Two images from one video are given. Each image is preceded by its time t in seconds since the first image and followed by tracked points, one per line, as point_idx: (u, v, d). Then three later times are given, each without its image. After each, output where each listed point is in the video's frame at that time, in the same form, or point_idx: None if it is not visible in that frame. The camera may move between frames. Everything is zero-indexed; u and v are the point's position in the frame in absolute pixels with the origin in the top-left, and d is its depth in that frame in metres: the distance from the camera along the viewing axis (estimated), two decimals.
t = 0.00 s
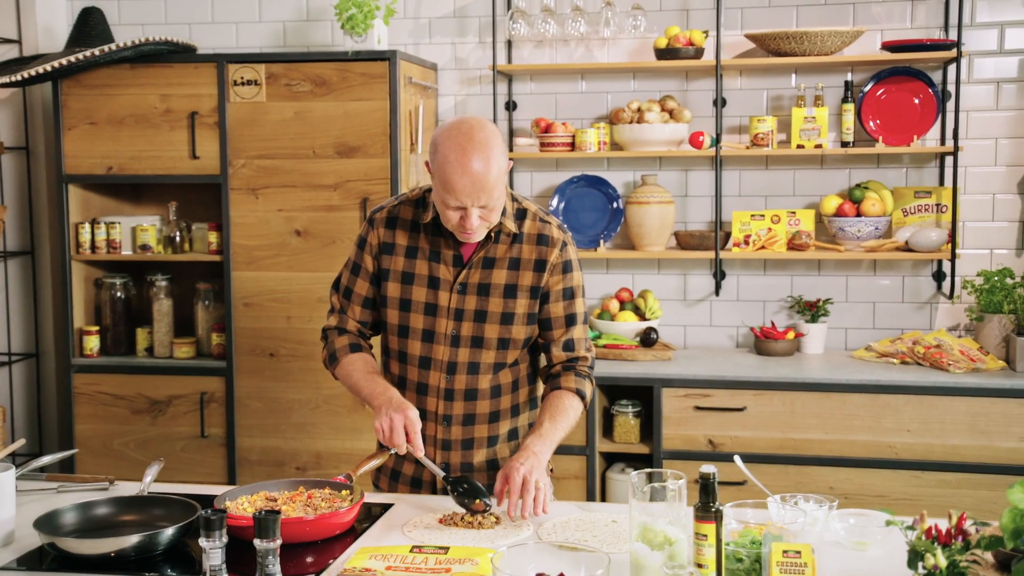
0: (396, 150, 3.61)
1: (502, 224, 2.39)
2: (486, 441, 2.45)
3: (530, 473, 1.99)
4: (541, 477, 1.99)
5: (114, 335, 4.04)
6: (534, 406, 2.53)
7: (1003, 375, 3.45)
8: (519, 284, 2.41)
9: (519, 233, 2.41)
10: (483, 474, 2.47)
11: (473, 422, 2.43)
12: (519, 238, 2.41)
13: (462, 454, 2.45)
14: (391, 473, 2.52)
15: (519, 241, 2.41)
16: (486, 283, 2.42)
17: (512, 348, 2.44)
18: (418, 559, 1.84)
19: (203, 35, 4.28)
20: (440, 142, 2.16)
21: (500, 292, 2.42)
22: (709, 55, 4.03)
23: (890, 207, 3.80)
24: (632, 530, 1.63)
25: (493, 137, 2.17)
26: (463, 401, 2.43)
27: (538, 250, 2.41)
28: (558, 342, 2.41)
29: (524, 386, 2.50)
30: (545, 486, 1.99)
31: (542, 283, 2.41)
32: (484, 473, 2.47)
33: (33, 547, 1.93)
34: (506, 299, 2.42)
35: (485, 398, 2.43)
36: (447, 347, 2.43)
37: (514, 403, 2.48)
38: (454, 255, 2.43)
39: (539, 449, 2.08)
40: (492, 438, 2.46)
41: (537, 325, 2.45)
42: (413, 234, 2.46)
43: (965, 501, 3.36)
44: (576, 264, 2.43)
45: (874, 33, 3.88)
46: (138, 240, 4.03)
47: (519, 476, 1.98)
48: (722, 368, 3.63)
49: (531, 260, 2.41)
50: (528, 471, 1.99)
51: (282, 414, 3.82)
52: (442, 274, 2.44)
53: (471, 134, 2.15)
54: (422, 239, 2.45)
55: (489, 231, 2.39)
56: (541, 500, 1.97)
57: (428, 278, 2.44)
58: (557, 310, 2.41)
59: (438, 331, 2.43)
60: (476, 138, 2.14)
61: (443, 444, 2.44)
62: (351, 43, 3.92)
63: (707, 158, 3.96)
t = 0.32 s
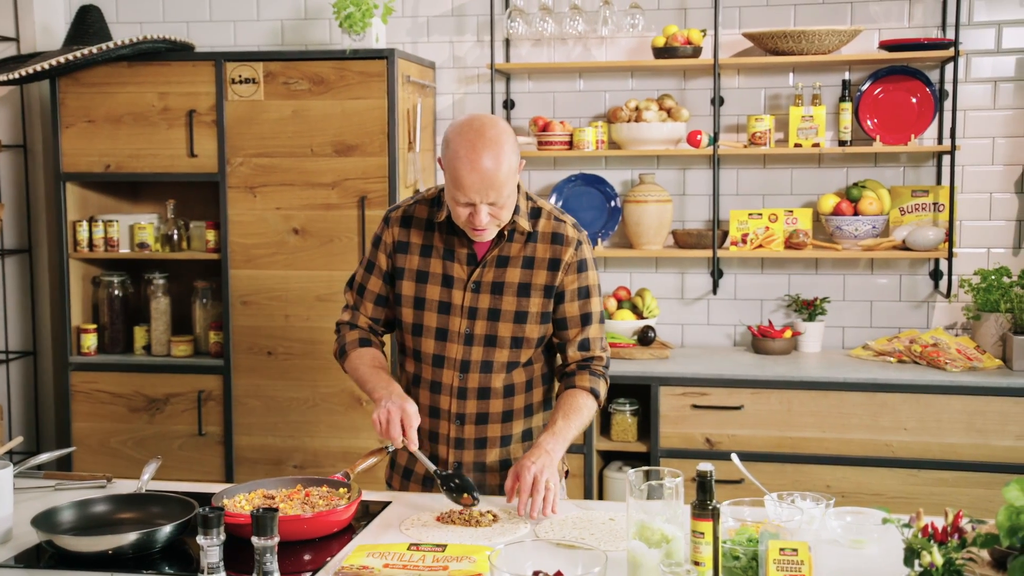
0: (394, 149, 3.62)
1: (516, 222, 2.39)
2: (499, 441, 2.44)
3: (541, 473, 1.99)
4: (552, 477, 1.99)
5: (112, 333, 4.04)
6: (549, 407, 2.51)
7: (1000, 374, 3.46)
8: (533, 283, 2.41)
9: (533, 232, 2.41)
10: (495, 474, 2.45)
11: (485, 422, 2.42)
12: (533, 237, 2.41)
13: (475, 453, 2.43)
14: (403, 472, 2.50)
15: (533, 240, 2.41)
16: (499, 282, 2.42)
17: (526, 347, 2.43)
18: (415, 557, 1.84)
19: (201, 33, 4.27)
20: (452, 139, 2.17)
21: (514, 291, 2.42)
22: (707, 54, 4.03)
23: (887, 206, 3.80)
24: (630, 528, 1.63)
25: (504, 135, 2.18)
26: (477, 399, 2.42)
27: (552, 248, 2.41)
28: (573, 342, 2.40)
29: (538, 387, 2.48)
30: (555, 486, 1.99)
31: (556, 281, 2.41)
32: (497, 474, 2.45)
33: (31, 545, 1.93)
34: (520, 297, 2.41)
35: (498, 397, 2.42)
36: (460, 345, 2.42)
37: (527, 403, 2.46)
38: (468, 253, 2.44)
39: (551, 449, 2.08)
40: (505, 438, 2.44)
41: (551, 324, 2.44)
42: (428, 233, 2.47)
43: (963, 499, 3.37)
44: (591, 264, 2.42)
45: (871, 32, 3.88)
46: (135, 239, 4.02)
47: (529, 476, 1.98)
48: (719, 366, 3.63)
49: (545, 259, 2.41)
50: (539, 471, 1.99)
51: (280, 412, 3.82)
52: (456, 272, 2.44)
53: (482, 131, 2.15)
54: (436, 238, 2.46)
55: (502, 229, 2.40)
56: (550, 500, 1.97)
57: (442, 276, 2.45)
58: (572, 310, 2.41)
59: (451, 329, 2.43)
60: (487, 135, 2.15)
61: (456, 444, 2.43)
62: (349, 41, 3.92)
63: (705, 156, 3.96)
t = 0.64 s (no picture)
0: (383, 145, 3.61)
1: (514, 218, 2.39)
2: (501, 438, 2.43)
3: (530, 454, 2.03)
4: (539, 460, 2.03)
5: (100, 330, 4.03)
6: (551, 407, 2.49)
7: (986, 371, 3.48)
8: (533, 278, 2.40)
9: (532, 227, 2.41)
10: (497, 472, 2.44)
11: (487, 419, 2.41)
12: (533, 232, 2.41)
13: (476, 450, 2.43)
14: (403, 471, 2.49)
15: (533, 235, 2.41)
16: (499, 277, 2.41)
17: (527, 343, 2.41)
18: (404, 553, 1.84)
19: (190, 29, 4.26)
20: (437, 129, 2.19)
21: (514, 286, 2.41)
22: (695, 51, 4.04)
23: (875, 203, 3.82)
24: (618, 525, 1.63)
25: (488, 129, 2.17)
26: (477, 396, 2.41)
27: (552, 243, 2.40)
28: (578, 337, 2.41)
29: (541, 385, 2.46)
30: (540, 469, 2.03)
31: (556, 277, 2.40)
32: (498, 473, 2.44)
33: (17, 542, 1.93)
34: (520, 293, 2.40)
35: (499, 394, 2.41)
36: (461, 341, 2.42)
37: (529, 402, 2.44)
38: (467, 249, 2.44)
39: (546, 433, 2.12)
40: (507, 437, 2.43)
41: (552, 320, 2.43)
42: (427, 231, 2.47)
43: (949, 496, 3.38)
44: (593, 258, 2.42)
45: (860, 31, 3.90)
46: (123, 235, 4.01)
47: (518, 455, 2.02)
48: (707, 363, 3.64)
49: (545, 255, 2.40)
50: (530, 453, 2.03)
51: (269, 409, 3.82)
52: (456, 269, 2.44)
53: (465, 124, 2.16)
54: (435, 235, 2.46)
55: (501, 225, 2.40)
56: (535, 481, 2.02)
57: (441, 273, 2.45)
58: (576, 306, 2.41)
59: (451, 326, 2.43)
60: (468, 127, 2.15)
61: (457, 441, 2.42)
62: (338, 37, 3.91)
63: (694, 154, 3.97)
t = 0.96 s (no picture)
0: (371, 141, 3.60)
1: (489, 204, 2.40)
2: (490, 428, 2.41)
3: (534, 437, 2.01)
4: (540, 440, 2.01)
5: (86, 327, 4.02)
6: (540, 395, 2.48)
7: (972, 367, 3.50)
8: (514, 263, 2.41)
9: (508, 213, 2.42)
10: (488, 464, 2.41)
11: (475, 410, 2.40)
12: (511, 217, 2.42)
13: (466, 443, 2.40)
14: (392, 471, 2.45)
15: (511, 221, 2.42)
16: (480, 266, 2.41)
17: (513, 329, 2.41)
18: (391, 550, 1.84)
19: (176, 25, 4.24)
20: (412, 114, 2.19)
21: (496, 273, 2.41)
22: (683, 48, 4.04)
23: (862, 200, 3.83)
24: (605, 521, 1.64)
25: (464, 107, 2.19)
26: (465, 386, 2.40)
27: (532, 227, 2.42)
28: (570, 316, 2.44)
29: (529, 373, 2.45)
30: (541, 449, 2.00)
31: (537, 260, 2.41)
32: (488, 464, 2.41)
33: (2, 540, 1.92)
34: (502, 279, 2.41)
35: (487, 383, 2.40)
36: (446, 333, 2.41)
37: (517, 391, 2.43)
38: (445, 241, 2.43)
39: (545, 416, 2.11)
40: (496, 426, 2.41)
41: (536, 304, 2.44)
42: (404, 229, 2.45)
43: (934, 491, 3.40)
44: (573, 238, 2.45)
45: (846, 28, 3.91)
46: (109, 232, 3.99)
47: (521, 437, 2.00)
48: (695, 360, 3.65)
49: (524, 239, 2.41)
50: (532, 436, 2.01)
51: (256, 406, 3.81)
52: (436, 262, 2.43)
53: (440, 105, 2.16)
54: (412, 232, 2.45)
55: (476, 212, 2.41)
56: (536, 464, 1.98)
57: (421, 268, 2.43)
58: (565, 285, 2.43)
59: (435, 319, 2.42)
60: (445, 106, 2.16)
61: (446, 435, 2.41)
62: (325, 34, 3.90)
63: (681, 151, 3.97)
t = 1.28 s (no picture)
0: (368, 141, 3.60)
1: (468, 195, 2.39)
2: (486, 419, 2.39)
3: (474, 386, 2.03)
4: (477, 396, 2.02)
5: (82, 326, 4.01)
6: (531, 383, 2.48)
7: (968, 369, 3.50)
8: (497, 251, 2.40)
9: (487, 203, 2.41)
10: (487, 455, 2.40)
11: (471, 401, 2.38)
12: (489, 207, 2.41)
13: (464, 435, 2.38)
14: (391, 471, 2.41)
15: (490, 211, 2.41)
16: (464, 256, 2.40)
17: (501, 317, 2.41)
18: (387, 550, 1.84)
19: (173, 23, 4.24)
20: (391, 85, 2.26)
21: (480, 261, 2.40)
22: (680, 49, 4.04)
23: (858, 202, 3.84)
24: (601, 521, 1.63)
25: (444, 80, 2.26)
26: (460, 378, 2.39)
27: (511, 216, 2.40)
28: (545, 305, 2.42)
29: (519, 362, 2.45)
30: (471, 402, 2.02)
31: (519, 247, 2.40)
32: (487, 455, 2.40)
33: None
34: (487, 267, 2.40)
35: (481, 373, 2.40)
36: (436, 326, 2.40)
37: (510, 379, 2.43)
38: (427, 234, 2.42)
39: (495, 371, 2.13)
40: (492, 417, 2.40)
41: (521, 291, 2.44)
42: (384, 227, 2.44)
43: (930, 493, 3.40)
44: (550, 226, 2.43)
45: (844, 29, 3.91)
46: (106, 230, 3.98)
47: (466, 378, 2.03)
48: (692, 361, 3.65)
49: (505, 227, 2.40)
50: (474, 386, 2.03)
51: (252, 405, 3.80)
52: (419, 256, 2.42)
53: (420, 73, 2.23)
54: (394, 228, 2.43)
55: (456, 204, 2.40)
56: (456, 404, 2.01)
57: (405, 262, 2.42)
58: (542, 273, 2.42)
59: (424, 312, 2.40)
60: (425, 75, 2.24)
61: (444, 428, 2.38)
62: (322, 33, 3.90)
63: (679, 152, 3.97)
